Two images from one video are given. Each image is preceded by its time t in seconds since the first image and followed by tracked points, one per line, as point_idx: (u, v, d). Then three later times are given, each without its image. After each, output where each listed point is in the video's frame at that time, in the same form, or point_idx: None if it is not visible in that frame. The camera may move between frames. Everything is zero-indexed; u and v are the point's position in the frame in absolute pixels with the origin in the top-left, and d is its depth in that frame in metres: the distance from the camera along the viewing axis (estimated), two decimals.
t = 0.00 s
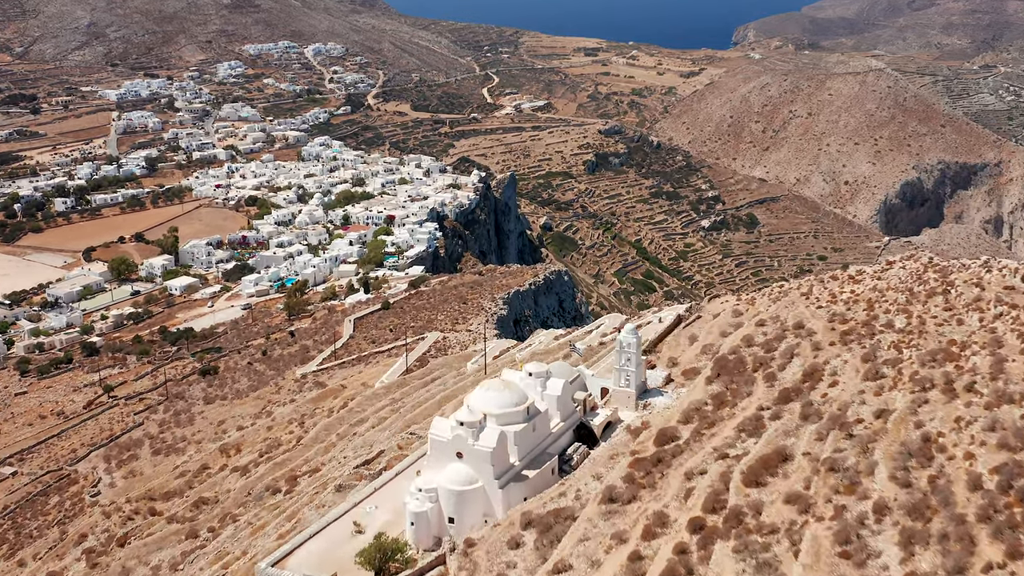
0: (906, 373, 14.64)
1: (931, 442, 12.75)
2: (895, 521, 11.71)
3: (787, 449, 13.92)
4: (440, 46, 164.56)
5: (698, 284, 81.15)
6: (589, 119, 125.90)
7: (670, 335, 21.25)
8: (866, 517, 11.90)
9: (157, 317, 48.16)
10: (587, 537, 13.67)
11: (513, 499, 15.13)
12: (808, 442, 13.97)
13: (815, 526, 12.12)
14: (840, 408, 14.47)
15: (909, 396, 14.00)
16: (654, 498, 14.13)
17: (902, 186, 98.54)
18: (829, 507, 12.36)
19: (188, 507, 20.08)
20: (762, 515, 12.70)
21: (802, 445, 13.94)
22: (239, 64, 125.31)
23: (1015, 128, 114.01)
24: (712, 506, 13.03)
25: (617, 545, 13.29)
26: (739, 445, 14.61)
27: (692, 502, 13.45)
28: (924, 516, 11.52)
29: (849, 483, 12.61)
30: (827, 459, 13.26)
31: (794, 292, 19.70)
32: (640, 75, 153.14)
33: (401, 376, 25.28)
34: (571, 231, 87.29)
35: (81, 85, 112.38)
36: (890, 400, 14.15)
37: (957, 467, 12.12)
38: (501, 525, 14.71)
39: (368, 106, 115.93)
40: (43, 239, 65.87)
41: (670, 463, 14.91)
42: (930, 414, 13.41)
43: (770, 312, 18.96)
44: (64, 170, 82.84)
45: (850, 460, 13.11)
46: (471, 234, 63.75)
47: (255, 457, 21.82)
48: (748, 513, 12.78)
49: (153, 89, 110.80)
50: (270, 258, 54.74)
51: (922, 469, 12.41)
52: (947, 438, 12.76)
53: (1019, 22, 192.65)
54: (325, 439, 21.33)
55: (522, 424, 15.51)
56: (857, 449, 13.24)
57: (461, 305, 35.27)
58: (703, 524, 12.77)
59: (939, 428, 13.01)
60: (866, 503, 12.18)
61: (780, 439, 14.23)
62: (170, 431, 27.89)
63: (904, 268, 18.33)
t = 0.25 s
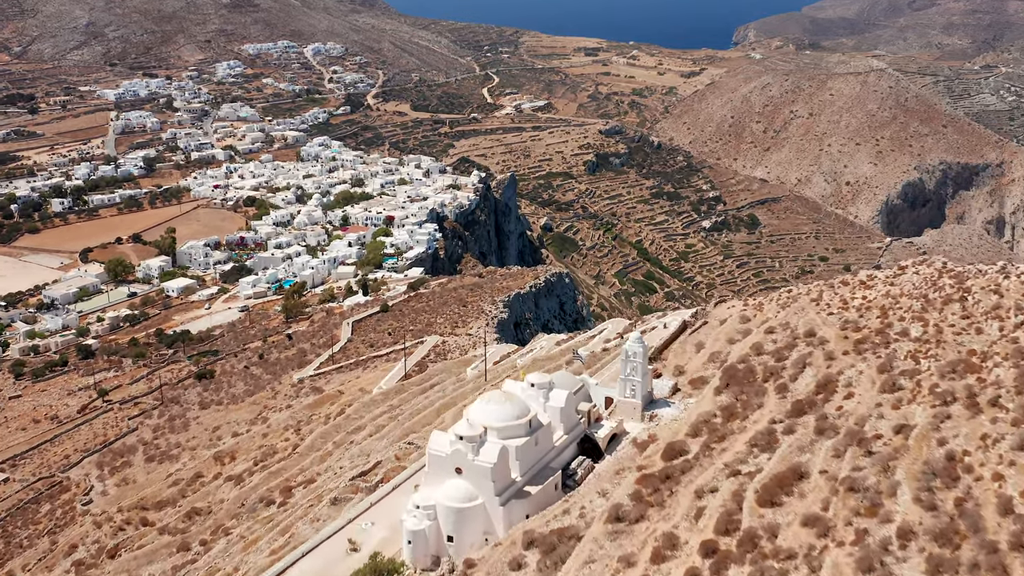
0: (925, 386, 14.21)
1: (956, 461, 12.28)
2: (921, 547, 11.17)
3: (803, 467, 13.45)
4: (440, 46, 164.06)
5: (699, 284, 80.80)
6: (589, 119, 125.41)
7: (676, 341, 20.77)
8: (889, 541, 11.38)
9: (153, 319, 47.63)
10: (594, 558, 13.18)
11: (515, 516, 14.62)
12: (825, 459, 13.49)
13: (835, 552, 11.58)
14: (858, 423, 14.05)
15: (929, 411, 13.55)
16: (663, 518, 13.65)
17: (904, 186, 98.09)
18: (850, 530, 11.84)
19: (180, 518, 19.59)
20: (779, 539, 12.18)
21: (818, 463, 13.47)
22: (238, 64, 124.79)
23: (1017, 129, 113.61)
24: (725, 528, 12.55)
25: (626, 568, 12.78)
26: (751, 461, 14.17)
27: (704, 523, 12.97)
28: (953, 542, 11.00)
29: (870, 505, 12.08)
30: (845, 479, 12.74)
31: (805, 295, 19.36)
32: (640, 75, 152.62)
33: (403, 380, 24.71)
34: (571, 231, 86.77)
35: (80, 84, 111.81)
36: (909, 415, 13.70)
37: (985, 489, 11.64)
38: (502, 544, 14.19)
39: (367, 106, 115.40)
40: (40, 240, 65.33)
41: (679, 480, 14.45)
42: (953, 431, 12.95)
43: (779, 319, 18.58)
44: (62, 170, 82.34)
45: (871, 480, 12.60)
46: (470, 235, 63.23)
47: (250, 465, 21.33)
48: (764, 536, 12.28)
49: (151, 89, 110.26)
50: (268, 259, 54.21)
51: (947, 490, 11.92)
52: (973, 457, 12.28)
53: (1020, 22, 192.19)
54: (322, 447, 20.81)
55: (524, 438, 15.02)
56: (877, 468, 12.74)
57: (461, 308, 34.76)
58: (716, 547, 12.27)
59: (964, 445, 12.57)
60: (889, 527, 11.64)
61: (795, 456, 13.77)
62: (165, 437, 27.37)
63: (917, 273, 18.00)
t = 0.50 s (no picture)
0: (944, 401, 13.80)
1: (983, 483, 11.75)
2: None
3: (820, 487, 13.00)
4: (439, 45, 163.60)
5: (700, 286, 80.42)
6: (590, 119, 124.91)
7: (682, 349, 20.32)
8: (915, 568, 10.83)
9: (150, 321, 47.11)
10: None
11: (517, 535, 14.18)
12: (844, 478, 13.03)
13: None
14: (876, 439, 13.63)
15: (953, 427, 13.07)
16: (673, 539, 13.24)
17: (905, 187, 97.66)
18: (872, 556, 11.31)
19: (172, 529, 19.11)
20: (797, 564, 11.69)
21: (837, 483, 13.00)
22: (238, 64, 124.31)
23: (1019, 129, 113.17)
24: (740, 553, 12.09)
25: None
26: (764, 479, 13.79)
27: (716, 547, 12.54)
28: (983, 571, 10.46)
29: (894, 529, 11.53)
30: (866, 500, 12.22)
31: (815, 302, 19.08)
32: (641, 75, 152.08)
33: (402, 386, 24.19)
34: (572, 232, 86.22)
35: (78, 84, 111.31)
36: (931, 430, 13.24)
37: (1015, 514, 11.12)
38: (504, 565, 13.71)
39: (367, 105, 114.87)
40: (36, 241, 64.82)
41: (689, 501, 14.04)
42: (979, 449, 12.45)
43: (789, 325, 18.30)
44: (59, 170, 81.85)
45: (893, 501, 12.07)
46: (471, 236, 62.69)
47: (244, 474, 20.86)
48: (781, 561, 11.80)
49: (150, 89, 109.79)
50: (266, 261, 53.70)
51: (976, 514, 11.37)
52: (1001, 478, 11.76)
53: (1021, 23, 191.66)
54: (318, 456, 20.32)
55: (527, 452, 14.52)
56: (900, 490, 12.20)
57: (461, 311, 34.25)
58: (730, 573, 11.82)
59: (991, 465, 12.07)
60: (914, 553, 11.10)
61: (811, 475, 13.34)
62: (159, 443, 26.88)
63: (931, 279, 17.70)
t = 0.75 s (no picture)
0: (967, 416, 13.43)
1: (1014, 505, 11.14)
2: None
3: (838, 508, 12.61)
4: (439, 45, 163.08)
5: (702, 287, 80.02)
6: (590, 120, 124.41)
7: (688, 357, 19.95)
8: None
9: (146, 324, 46.59)
10: None
11: (519, 556, 13.68)
12: (864, 499, 12.58)
13: None
14: (897, 456, 13.24)
15: (978, 444, 12.63)
16: (682, 561, 12.86)
17: (906, 188, 97.29)
18: None
19: (163, 540, 18.63)
20: None
21: (857, 504, 12.55)
22: (237, 64, 123.83)
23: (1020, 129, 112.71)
24: None
25: None
26: (778, 498, 13.48)
27: (729, 570, 12.16)
28: None
29: (920, 555, 10.95)
30: (889, 524, 11.66)
31: (828, 308, 19.10)
32: (642, 75, 151.52)
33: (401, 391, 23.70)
34: (572, 233, 85.61)
35: (76, 84, 110.84)
36: (954, 448, 12.84)
37: None
38: None
39: (366, 105, 114.32)
40: (33, 242, 64.28)
41: (699, 521, 13.64)
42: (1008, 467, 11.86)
43: (801, 333, 18.28)
44: (57, 170, 81.36)
45: (918, 524, 11.48)
46: (470, 237, 62.08)
47: (238, 483, 20.36)
48: None
49: (149, 89, 109.35)
50: (264, 262, 53.16)
51: (1007, 537, 10.74)
52: None
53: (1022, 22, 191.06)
54: (314, 465, 19.81)
55: (528, 470, 14.06)
56: (923, 511, 11.66)
57: (460, 314, 33.68)
58: None
59: (1021, 486, 11.41)
60: None
61: (829, 495, 12.94)
62: (153, 449, 26.38)
63: (946, 287, 17.59)
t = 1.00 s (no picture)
0: (992, 433, 13.04)
1: None
2: None
3: (859, 530, 12.16)
4: (439, 45, 162.52)
5: (703, 287, 79.55)
6: (591, 120, 123.92)
7: (695, 365, 19.47)
8: None
9: (143, 326, 46.07)
10: None
11: None
12: (886, 521, 12.12)
13: None
14: (919, 474, 12.83)
15: (1005, 463, 12.21)
16: None
17: (908, 189, 96.86)
18: None
19: (155, 552, 18.14)
20: None
21: (879, 527, 12.10)
22: (236, 63, 123.33)
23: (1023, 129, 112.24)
24: None
25: None
26: (794, 519, 13.04)
27: None
28: None
29: None
30: (914, 549, 11.18)
31: (841, 313, 18.84)
32: (643, 75, 150.94)
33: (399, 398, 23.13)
34: (573, 233, 85.04)
35: (75, 84, 110.32)
36: (980, 466, 12.44)
37: None
38: None
39: (366, 105, 113.79)
40: (30, 242, 63.76)
41: (713, 543, 13.21)
42: None
43: (815, 340, 18.09)
44: (55, 171, 80.85)
45: (944, 550, 10.95)
46: (470, 238, 61.57)
47: (232, 492, 19.89)
48: None
49: (147, 88, 108.87)
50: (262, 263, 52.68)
51: None
52: None
53: None
54: (310, 475, 19.30)
55: (531, 487, 13.52)
56: (950, 536, 11.15)
57: (460, 317, 33.18)
58: None
59: None
60: None
61: (848, 518, 12.51)
62: (147, 456, 25.88)
63: (962, 294, 17.43)
